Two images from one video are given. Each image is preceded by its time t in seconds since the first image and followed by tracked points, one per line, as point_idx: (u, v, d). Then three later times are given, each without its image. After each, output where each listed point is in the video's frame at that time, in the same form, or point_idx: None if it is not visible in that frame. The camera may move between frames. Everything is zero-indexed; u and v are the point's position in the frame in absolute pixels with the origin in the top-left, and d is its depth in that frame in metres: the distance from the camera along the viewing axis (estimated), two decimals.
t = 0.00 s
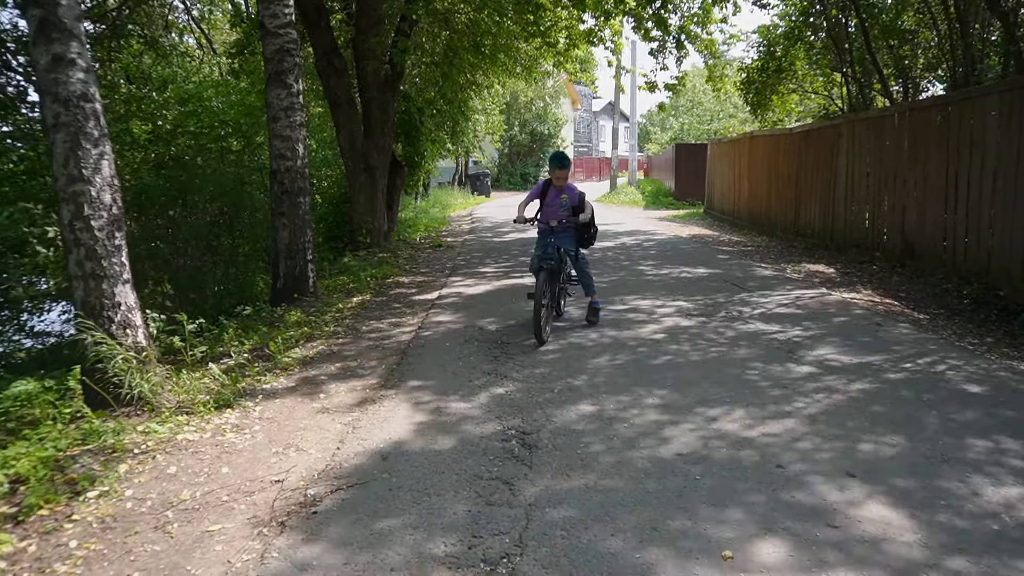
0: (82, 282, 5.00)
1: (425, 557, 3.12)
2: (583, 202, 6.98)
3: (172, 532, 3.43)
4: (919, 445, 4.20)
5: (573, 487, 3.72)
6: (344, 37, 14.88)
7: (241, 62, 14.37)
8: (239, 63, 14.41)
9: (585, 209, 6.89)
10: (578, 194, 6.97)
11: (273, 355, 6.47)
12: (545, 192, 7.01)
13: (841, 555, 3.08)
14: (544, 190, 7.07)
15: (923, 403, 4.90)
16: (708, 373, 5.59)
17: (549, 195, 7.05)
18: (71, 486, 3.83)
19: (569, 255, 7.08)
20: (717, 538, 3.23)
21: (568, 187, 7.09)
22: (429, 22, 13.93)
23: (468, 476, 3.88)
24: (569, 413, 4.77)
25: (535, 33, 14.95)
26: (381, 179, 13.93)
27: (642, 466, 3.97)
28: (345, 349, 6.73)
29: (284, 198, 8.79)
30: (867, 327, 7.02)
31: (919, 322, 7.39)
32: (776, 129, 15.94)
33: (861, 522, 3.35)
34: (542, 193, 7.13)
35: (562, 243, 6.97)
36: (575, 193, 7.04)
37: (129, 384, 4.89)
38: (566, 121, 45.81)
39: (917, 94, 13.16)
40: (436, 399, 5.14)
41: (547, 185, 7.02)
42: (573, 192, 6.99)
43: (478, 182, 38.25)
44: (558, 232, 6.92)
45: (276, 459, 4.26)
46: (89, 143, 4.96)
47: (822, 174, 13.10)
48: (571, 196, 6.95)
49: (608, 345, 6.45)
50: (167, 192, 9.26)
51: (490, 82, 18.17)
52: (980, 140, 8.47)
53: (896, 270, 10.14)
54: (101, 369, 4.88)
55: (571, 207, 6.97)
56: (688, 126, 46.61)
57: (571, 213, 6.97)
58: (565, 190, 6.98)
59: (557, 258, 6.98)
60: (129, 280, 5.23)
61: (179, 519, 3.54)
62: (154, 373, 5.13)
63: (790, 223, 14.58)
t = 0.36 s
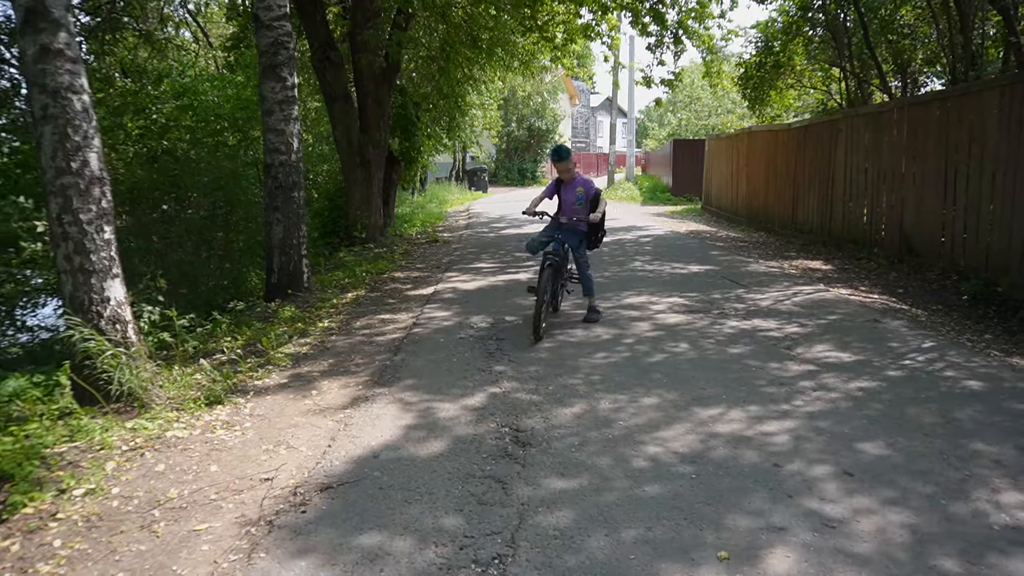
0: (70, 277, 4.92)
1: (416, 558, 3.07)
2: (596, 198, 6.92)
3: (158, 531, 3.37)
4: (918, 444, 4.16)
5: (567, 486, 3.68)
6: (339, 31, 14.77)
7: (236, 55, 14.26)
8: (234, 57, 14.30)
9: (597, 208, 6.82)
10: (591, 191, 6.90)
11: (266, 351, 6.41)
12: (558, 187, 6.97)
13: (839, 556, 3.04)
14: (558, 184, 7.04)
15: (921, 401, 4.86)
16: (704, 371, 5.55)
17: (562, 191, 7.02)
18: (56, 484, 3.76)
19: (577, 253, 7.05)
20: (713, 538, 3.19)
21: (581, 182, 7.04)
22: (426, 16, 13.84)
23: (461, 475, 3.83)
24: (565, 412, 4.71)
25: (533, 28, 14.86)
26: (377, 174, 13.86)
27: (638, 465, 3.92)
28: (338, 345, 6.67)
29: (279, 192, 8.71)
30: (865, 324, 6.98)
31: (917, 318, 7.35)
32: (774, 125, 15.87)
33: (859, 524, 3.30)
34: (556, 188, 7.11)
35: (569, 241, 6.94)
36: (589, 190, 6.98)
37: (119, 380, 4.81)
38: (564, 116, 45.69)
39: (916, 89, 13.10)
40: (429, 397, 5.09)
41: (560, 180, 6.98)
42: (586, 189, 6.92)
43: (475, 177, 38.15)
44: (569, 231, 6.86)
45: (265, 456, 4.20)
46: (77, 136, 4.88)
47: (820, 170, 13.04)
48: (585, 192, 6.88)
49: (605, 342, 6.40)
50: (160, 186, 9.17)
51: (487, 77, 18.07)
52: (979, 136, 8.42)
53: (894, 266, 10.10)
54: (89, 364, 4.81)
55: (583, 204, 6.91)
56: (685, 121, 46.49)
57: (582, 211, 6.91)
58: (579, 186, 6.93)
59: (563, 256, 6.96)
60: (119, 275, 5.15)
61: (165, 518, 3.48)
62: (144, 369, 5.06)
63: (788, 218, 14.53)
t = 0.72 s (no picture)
0: (52, 272, 4.83)
1: (403, 560, 3.00)
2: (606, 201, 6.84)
3: (139, 532, 3.29)
4: (912, 444, 4.12)
5: (557, 485, 3.63)
6: (331, 23, 14.63)
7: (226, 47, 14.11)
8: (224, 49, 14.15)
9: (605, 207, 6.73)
10: (600, 193, 6.82)
11: (254, 347, 6.33)
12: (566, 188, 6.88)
13: (833, 558, 3.01)
14: (566, 183, 6.95)
15: (915, 399, 4.83)
16: (697, 367, 5.51)
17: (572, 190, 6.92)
18: (36, 483, 3.68)
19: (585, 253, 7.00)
20: (706, 539, 3.15)
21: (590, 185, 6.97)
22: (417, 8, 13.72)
23: (450, 474, 3.77)
24: (557, 410, 4.66)
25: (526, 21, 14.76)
26: (368, 168, 13.75)
27: (631, 464, 3.88)
28: (328, 340, 6.59)
29: (268, 186, 8.61)
30: (859, 320, 6.96)
31: (911, 315, 7.32)
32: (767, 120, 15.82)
33: (854, 526, 3.26)
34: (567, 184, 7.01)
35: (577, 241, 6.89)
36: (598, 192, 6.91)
37: (102, 377, 4.71)
38: (558, 110, 45.55)
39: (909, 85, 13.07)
40: (420, 393, 5.03)
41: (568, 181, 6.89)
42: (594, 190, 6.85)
43: (468, 171, 38.01)
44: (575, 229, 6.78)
45: (251, 454, 4.12)
46: (58, 128, 4.78)
47: (813, 165, 13.00)
48: (592, 196, 6.79)
49: (598, 338, 6.35)
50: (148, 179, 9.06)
51: (480, 70, 17.96)
52: (972, 131, 8.38)
53: (887, 262, 10.08)
54: (71, 362, 4.71)
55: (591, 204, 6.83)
56: (679, 116, 46.39)
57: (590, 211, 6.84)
58: (587, 188, 6.84)
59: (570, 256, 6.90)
60: (102, 270, 5.06)
61: (147, 518, 3.41)
62: (129, 366, 4.97)
63: (781, 214, 14.49)
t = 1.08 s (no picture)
0: (49, 264, 4.79)
1: (401, 556, 2.97)
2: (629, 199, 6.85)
3: (135, 527, 3.26)
4: (918, 439, 4.08)
5: (558, 481, 3.59)
6: (332, 13, 14.53)
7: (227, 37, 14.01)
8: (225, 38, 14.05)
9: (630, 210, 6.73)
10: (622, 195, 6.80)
11: (254, 339, 6.30)
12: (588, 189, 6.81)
13: (836, 556, 2.98)
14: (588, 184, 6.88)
15: (920, 393, 4.78)
16: (700, 361, 5.46)
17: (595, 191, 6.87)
18: (32, 478, 3.66)
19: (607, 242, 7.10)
20: (708, 536, 3.12)
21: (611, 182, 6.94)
22: None
23: (450, 468, 3.74)
24: (559, 404, 4.63)
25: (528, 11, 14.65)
26: (370, 159, 13.70)
27: (633, 459, 3.84)
28: (328, 333, 6.56)
29: (269, 176, 8.56)
30: (863, 313, 6.90)
31: (916, 307, 7.27)
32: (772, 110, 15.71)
33: (859, 523, 3.22)
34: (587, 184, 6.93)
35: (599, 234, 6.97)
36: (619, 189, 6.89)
37: (100, 370, 4.67)
38: (561, 101, 45.34)
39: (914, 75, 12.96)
40: (420, 387, 5.00)
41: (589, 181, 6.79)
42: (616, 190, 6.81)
43: (470, 162, 37.92)
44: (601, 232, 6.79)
45: (250, 449, 4.09)
46: (55, 118, 4.73)
47: (818, 156, 12.91)
48: (613, 199, 6.80)
49: (600, 331, 6.31)
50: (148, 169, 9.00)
51: (482, 61, 17.85)
52: (979, 121, 8.30)
53: (892, 253, 10.01)
54: (68, 356, 4.67)
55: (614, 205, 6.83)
56: (682, 107, 46.18)
57: (613, 211, 6.86)
58: (609, 188, 6.80)
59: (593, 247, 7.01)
60: (100, 262, 5.02)
61: (143, 513, 3.38)
62: (127, 359, 4.93)
63: (785, 205, 14.41)
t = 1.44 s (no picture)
0: (40, 256, 4.73)
1: (392, 557, 2.92)
2: (675, 211, 6.65)
3: (123, 525, 3.21)
4: (917, 437, 4.03)
5: (553, 479, 3.55)
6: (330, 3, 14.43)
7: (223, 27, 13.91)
8: (222, 28, 13.95)
9: (666, 222, 6.56)
10: (667, 205, 6.60)
11: (249, 333, 6.24)
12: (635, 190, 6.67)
13: (834, 558, 2.93)
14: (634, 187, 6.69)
15: (920, 390, 4.73)
16: (697, 357, 5.41)
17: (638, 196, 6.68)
18: (20, 473, 3.60)
19: (649, 237, 7.04)
20: (705, 537, 3.07)
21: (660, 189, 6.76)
22: None
23: (444, 466, 3.69)
24: (555, 400, 4.58)
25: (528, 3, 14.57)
26: (368, 151, 13.63)
27: (629, 457, 3.79)
28: (323, 327, 6.50)
29: (265, 168, 8.50)
30: (863, 309, 6.86)
31: (916, 303, 7.22)
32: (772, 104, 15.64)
33: (857, 523, 3.17)
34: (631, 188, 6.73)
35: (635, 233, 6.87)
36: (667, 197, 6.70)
37: (91, 363, 4.61)
38: (560, 94, 45.21)
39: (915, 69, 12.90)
40: (415, 382, 4.95)
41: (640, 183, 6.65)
42: (663, 199, 6.61)
43: (469, 155, 37.83)
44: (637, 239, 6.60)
45: (241, 444, 4.05)
46: (45, 108, 4.66)
47: (818, 150, 12.85)
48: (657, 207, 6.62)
49: (597, 327, 6.25)
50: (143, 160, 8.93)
51: (481, 53, 17.76)
52: (981, 116, 8.24)
53: (891, 249, 9.97)
54: (58, 349, 4.62)
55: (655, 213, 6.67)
56: (682, 100, 46.08)
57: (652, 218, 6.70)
58: (656, 195, 6.62)
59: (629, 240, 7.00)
60: (92, 254, 4.95)
61: (132, 510, 3.33)
62: (119, 353, 4.88)
63: (785, 199, 14.36)
